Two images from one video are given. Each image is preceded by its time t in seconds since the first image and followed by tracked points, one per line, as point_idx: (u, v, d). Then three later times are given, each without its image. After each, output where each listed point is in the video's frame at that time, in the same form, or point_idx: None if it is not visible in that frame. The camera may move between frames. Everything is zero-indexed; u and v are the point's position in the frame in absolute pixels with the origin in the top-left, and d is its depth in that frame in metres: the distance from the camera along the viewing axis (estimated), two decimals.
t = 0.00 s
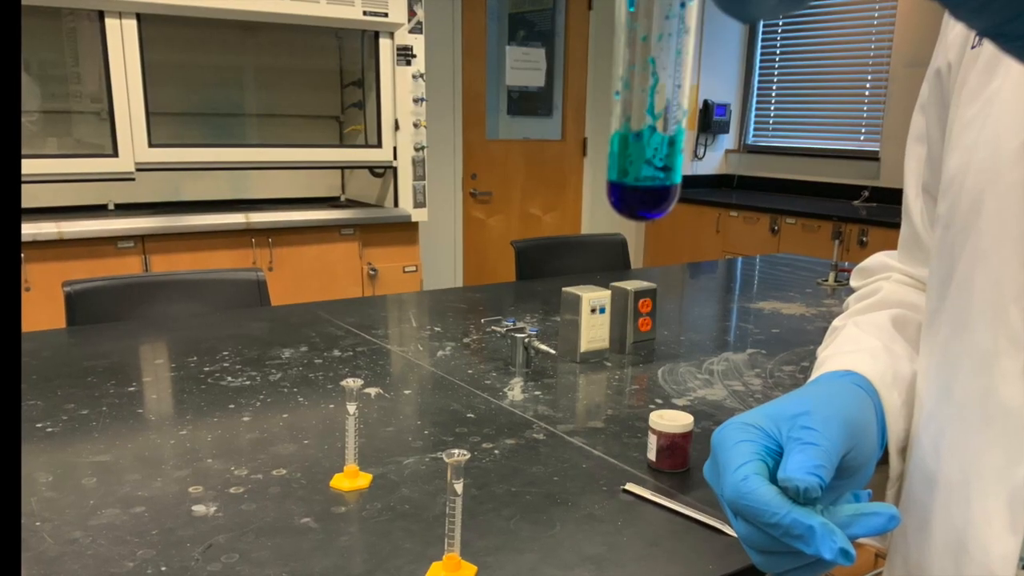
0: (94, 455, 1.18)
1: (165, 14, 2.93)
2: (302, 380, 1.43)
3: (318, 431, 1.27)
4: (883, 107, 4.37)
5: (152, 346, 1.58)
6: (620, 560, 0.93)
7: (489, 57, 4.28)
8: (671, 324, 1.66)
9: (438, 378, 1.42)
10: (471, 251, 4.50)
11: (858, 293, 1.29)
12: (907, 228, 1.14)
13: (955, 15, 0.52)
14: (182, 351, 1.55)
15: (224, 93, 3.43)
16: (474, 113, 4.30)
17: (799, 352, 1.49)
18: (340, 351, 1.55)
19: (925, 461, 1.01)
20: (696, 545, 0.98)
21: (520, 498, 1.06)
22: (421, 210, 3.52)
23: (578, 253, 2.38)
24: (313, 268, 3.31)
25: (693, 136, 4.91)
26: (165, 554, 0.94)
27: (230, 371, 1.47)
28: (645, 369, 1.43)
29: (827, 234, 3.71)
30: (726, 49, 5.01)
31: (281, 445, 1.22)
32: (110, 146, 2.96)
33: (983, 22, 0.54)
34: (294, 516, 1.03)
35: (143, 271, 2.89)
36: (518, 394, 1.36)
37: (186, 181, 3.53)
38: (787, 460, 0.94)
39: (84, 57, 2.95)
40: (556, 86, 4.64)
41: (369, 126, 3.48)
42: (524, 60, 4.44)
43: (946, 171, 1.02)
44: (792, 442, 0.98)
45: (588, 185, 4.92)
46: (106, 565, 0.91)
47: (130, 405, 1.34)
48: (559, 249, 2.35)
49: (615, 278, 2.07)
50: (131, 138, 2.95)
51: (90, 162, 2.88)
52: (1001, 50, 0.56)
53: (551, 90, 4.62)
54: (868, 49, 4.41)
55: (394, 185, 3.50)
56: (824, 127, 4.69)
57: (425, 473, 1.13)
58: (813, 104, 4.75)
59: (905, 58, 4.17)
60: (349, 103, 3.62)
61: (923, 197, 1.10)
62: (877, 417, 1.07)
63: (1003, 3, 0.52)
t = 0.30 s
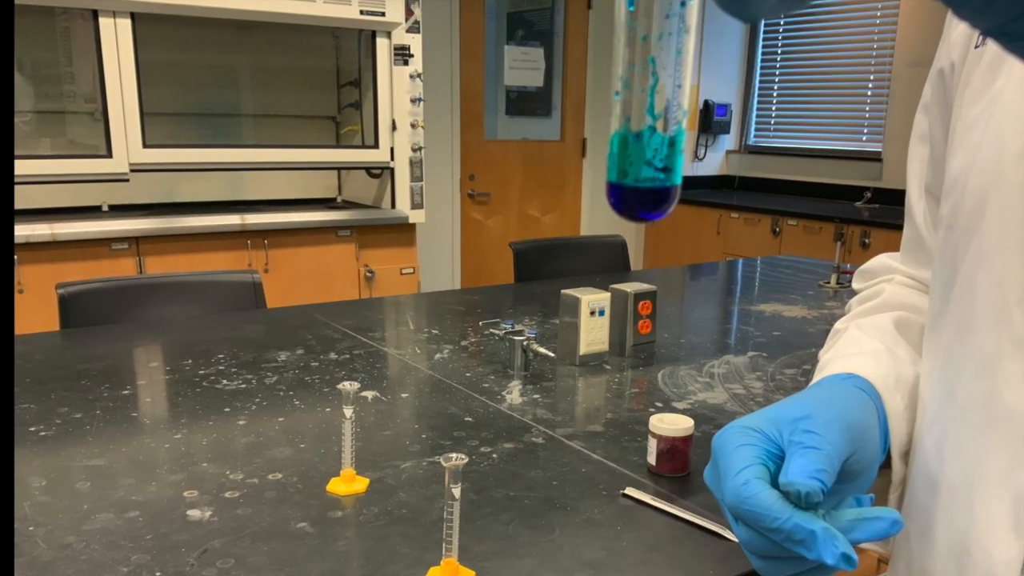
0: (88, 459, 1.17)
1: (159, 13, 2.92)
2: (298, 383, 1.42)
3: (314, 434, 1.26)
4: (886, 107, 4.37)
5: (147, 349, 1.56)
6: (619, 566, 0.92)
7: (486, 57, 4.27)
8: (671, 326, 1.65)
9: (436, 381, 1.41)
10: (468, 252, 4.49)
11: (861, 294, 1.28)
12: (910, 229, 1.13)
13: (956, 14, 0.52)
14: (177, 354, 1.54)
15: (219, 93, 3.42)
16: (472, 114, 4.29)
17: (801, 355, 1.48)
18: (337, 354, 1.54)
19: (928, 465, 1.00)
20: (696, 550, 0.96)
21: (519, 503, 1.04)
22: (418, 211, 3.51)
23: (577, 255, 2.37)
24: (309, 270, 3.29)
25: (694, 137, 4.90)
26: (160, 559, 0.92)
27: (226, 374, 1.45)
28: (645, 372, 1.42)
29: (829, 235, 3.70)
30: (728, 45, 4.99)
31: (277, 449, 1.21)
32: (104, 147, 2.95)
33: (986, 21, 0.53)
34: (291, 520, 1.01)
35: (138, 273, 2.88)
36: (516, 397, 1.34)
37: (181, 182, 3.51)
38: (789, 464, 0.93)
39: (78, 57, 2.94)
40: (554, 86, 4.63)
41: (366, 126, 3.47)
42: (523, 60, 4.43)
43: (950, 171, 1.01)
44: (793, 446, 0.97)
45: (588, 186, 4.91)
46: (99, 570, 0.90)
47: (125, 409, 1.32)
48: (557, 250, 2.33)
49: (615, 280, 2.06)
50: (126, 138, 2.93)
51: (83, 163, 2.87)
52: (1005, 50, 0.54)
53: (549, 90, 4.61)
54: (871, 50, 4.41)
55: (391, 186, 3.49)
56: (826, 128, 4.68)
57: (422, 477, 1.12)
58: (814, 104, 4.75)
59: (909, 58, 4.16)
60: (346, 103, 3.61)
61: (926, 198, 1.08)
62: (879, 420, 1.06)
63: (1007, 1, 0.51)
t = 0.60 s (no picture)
0: (79, 464, 1.15)
1: (152, 12, 2.90)
2: (293, 388, 1.40)
3: (309, 440, 1.24)
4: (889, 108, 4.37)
5: (140, 353, 1.54)
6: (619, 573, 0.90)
7: (484, 57, 4.25)
8: (671, 330, 1.63)
9: (433, 385, 1.39)
10: (465, 255, 4.47)
11: (864, 297, 1.26)
12: (915, 231, 1.11)
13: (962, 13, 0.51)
14: (170, 358, 1.52)
15: (213, 93, 3.40)
16: (469, 116, 4.27)
17: (803, 359, 1.46)
18: (332, 358, 1.52)
19: (933, 470, 0.98)
20: (697, 557, 0.95)
21: (517, 509, 1.02)
22: (414, 213, 3.49)
23: (577, 258, 2.35)
24: (305, 273, 3.27)
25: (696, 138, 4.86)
26: (153, 566, 0.90)
27: (219, 379, 1.43)
28: (645, 376, 1.40)
29: (832, 237, 3.69)
30: (730, 43, 4.96)
31: (271, 454, 1.19)
32: (96, 149, 2.93)
33: (991, 21, 0.52)
34: (285, 527, 0.99)
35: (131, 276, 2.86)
36: (514, 402, 1.32)
37: (175, 184, 3.48)
38: (791, 469, 0.92)
39: (70, 57, 2.92)
40: (553, 86, 4.61)
41: (362, 127, 3.45)
42: (521, 60, 4.41)
43: (955, 173, 1.00)
44: (795, 451, 0.96)
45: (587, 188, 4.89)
46: None
47: (117, 414, 1.30)
48: (556, 252, 2.32)
49: (615, 283, 2.04)
50: (118, 139, 2.91)
51: (74, 164, 2.85)
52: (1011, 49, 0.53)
53: (548, 90, 4.60)
54: (874, 50, 4.40)
55: (387, 188, 3.47)
56: (829, 128, 4.68)
57: (419, 483, 1.10)
58: (816, 104, 4.74)
59: (912, 57, 4.20)
60: (341, 103, 3.58)
61: (931, 200, 1.07)
62: (882, 425, 1.04)
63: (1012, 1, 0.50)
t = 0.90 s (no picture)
0: (69, 471, 1.12)
1: (143, 10, 2.88)
2: (286, 393, 1.37)
3: (302, 446, 1.21)
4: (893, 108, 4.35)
5: (130, 358, 1.52)
6: None
7: (481, 57, 4.24)
8: (671, 334, 1.61)
9: (428, 391, 1.37)
10: (462, 258, 4.44)
11: (868, 302, 1.24)
12: (919, 234, 1.09)
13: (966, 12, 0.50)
14: (161, 363, 1.49)
15: (205, 93, 3.38)
16: (467, 116, 4.25)
17: (806, 364, 1.44)
18: (326, 363, 1.50)
19: (939, 477, 0.96)
20: (698, 565, 0.92)
21: (514, 517, 1.00)
22: (410, 215, 3.47)
23: (575, 261, 2.33)
24: (298, 276, 3.25)
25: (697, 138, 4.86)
26: None
27: (211, 384, 1.40)
28: (645, 382, 1.38)
29: (835, 240, 3.67)
30: (731, 43, 4.95)
31: (264, 461, 1.17)
32: (86, 150, 2.89)
33: (997, 20, 0.51)
34: (278, 535, 0.97)
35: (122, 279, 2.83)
36: (511, 408, 1.30)
37: (165, 187, 3.45)
38: (794, 476, 0.90)
39: (59, 58, 2.90)
40: (551, 87, 4.59)
41: (357, 127, 3.44)
42: (518, 59, 4.40)
43: (961, 175, 0.98)
44: (797, 458, 0.94)
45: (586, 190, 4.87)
46: None
47: (107, 420, 1.28)
48: (555, 255, 2.30)
49: (614, 286, 2.02)
50: (108, 140, 2.88)
51: (63, 166, 2.81)
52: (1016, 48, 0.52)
53: (546, 90, 4.58)
54: (878, 49, 4.38)
55: (382, 191, 3.45)
56: (833, 129, 4.67)
57: (415, 490, 1.08)
58: (819, 105, 4.73)
59: (916, 58, 4.16)
60: (335, 103, 3.57)
61: (936, 203, 1.05)
62: (886, 432, 1.02)
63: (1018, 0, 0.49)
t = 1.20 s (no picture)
0: (55, 480, 1.09)
1: (131, 9, 2.85)
2: (278, 400, 1.34)
3: (295, 454, 1.18)
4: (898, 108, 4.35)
5: (118, 364, 1.49)
6: None
7: (477, 56, 4.21)
8: (672, 340, 1.58)
9: (423, 398, 1.34)
10: (457, 263, 4.42)
11: (872, 306, 1.22)
12: (925, 237, 1.07)
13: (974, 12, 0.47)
14: (150, 370, 1.46)
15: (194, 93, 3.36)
16: (462, 116, 4.23)
17: (809, 371, 1.41)
18: (319, 369, 1.47)
19: (946, 485, 0.94)
20: None
21: (511, 527, 0.97)
22: (404, 219, 3.42)
23: (573, 266, 2.30)
24: (291, 281, 3.22)
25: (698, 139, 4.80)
26: None
27: (201, 391, 1.37)
28: (644, 389, 1.35)
29: (839, 243, 3.64)
30: (733, 42, 4.93)
31: (255, 469, 1.14)
32: (72, 151, 2.87)
33: (1005, 18, 0.48)
34: (269, 545, 0.94)
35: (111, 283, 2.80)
36: (508, 415, 1.27)
37: (153, 189, 3.43)
38: (797, 485, 0.87)
39: (45, 57, 2.88)
40: (549, 87, 4.57)
41: (349, 128, 3.41)
42: (515, 58, 4.37)
43: (968, 177, 0.95)
44: (800, 466, 0.92)
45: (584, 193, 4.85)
46: None
47: (94, 427, 1.25)
48: (553, 260, 2.27)
49: (613, 290, 2.00)
50: (96, 140, 2.85)
51: (49, 167, 2.78)
52: None
53: (543, 90, 4.55)
54: (883, 48, 4.38)
55: (377, 195, 3.42)
56: (838, 129, 4.65)
57: (409, 499, 1.05)
58: (824, 106, 4.72)
59: (923, 55, 4.12)
60: (328, 104, 3.53)
61: (942, 206, 1.02)
62: (891, 439, 1.00)
63: None
